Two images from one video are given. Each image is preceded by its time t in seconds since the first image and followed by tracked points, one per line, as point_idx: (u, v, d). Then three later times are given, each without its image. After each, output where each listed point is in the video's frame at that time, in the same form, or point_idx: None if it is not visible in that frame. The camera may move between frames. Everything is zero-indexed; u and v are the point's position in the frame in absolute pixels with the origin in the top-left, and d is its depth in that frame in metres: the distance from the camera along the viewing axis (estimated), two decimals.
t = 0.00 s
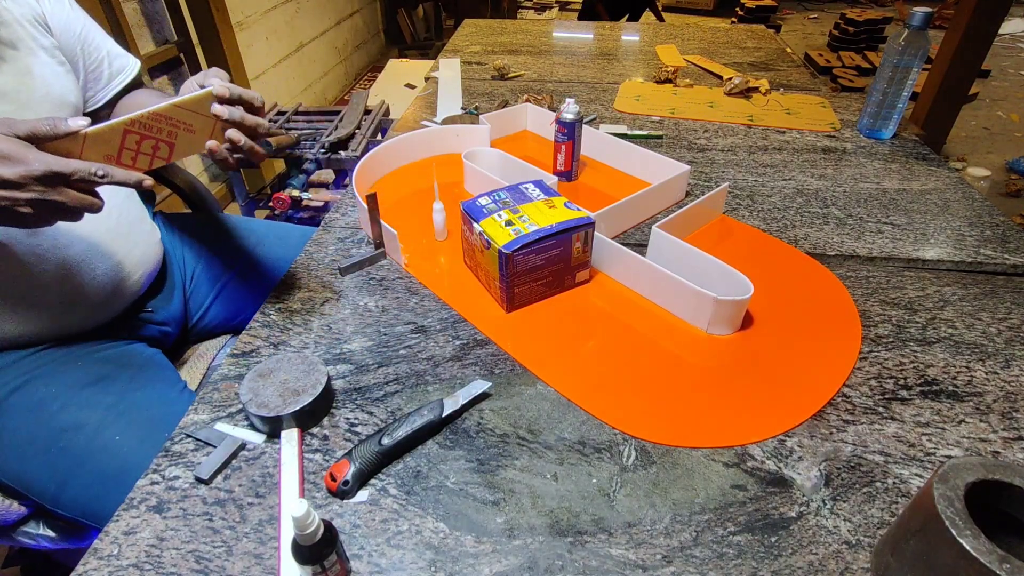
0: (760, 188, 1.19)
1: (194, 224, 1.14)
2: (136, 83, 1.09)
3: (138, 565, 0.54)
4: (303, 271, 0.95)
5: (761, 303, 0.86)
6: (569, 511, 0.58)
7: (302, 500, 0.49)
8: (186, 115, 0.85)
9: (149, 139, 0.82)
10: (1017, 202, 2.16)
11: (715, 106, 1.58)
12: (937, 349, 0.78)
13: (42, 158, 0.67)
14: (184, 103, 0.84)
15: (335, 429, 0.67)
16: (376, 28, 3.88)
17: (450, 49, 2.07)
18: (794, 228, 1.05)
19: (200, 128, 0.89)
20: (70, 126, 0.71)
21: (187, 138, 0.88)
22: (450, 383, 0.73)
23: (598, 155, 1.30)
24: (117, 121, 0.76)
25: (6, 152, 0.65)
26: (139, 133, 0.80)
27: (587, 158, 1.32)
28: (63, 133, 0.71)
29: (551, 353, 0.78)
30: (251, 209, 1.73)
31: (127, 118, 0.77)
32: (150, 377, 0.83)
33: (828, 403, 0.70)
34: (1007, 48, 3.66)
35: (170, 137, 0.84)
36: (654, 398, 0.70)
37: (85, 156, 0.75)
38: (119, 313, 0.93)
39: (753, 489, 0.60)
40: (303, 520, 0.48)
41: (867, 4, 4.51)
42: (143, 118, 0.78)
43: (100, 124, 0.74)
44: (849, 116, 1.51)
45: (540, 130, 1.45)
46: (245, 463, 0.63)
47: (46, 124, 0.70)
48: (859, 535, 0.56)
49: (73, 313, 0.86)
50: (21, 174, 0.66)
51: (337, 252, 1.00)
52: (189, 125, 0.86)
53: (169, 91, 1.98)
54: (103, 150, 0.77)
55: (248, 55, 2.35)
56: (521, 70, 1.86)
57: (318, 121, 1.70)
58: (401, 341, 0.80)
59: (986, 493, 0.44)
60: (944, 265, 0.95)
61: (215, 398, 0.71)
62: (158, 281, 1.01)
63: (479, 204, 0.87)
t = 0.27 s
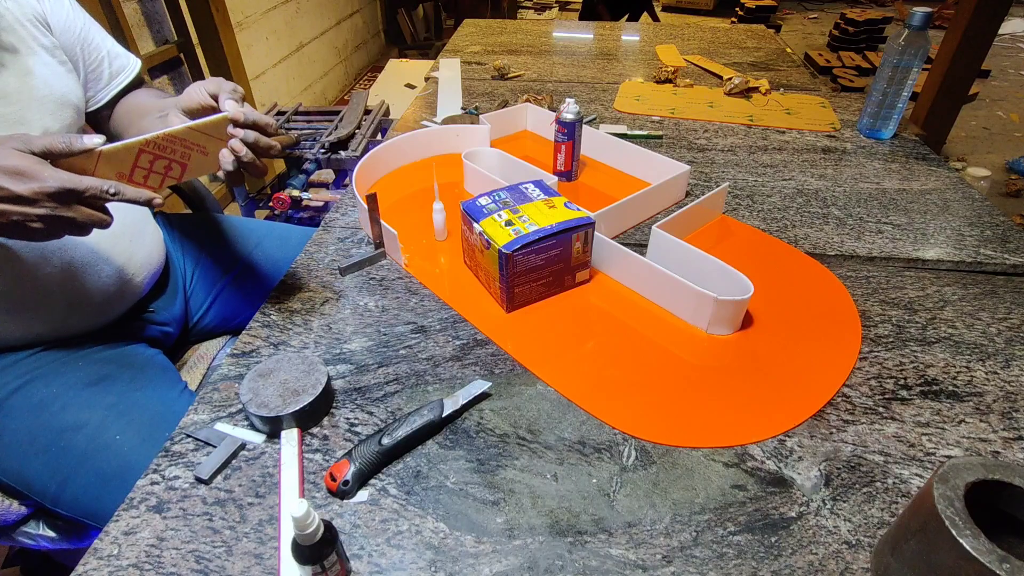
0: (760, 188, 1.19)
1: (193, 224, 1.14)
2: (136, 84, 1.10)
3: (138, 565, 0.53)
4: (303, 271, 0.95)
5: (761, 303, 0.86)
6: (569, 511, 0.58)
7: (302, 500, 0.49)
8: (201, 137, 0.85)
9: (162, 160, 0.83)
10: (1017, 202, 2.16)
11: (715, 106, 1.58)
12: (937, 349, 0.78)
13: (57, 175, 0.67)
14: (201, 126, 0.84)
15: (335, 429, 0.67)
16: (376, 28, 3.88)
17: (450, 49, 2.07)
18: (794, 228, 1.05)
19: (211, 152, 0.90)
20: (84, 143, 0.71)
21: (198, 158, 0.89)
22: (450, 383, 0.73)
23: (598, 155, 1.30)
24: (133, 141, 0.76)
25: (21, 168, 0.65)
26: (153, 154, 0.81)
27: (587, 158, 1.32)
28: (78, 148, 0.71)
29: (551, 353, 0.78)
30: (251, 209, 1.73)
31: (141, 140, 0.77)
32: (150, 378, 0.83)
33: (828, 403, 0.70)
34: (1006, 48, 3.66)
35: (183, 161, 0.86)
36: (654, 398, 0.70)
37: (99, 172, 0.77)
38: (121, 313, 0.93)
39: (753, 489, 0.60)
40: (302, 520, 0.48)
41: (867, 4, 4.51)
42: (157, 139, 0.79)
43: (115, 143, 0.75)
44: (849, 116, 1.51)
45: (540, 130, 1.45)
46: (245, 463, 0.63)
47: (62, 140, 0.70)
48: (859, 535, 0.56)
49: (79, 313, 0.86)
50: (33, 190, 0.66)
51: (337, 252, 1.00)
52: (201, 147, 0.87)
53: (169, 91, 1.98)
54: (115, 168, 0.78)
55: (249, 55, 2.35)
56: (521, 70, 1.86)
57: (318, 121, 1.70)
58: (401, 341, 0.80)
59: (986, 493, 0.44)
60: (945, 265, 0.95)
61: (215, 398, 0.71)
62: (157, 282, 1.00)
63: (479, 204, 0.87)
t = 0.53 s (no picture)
0: (760, 188, 1.19)
1: (193, 224, 1.14)
2: (137, 88, 1.10)
3: (138, 565, 0.53)
4: (303, 271, 0.95)
5: (760, 303, 0.86)
6: (569, 511, 0.58)
7: (302, 500, 0.49)
8: (204, 145, 0.80)
9: (160, 165, 0.76)
10: (1017, 202, 2.16)
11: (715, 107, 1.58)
12: (937, 349, 0.78)
13: (56, 185, 0.66)
14: (202, 134, 0.78)
15: (335, 429, 0.67)
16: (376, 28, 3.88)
17: (450, 49, 2.07)
18: (793, 228, 1.05)
19: (212, 155, 0.83)
20: (81, 150, 0.68)
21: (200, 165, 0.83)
22: (450, 383, 0.73)
23: (598, 155, 1.30)
24: (130, 147, 0.71)
25: (20, 181, 0.65)
26: (151, 160, 0.74)
27: (587, 158, 1.32)
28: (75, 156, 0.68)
29: (551, 353, 0.78)
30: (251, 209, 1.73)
31: (139, 146, 0.72)
32: (149, 378, 0.83)
33: (828, 403, 0.70)
34: (1006, 48, 3.66)
35: (183, 165, 0.79)
36: (653, 398, 0.70)
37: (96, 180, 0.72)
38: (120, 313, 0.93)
39: (753, 489, 0.60)
40: (302, 520, 0.48)
41: (867, 4, 4.51)
42: (156, 146, 0.73)
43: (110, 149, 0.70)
44: (849, 116, 1.51)
45: (540, 130, 1.45)
46: (245, 463, 0.63)
47: (57, 147, 0.68)
48: (859, 534, 0.56)
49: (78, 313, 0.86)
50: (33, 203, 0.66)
51: (337, 252, 1.00)
52: (203, 152, 0.81)
53: (169, 91, 1.98)
54: (111, 173, 0.73)
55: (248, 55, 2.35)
56: (521, 70, 1.86)
57: (318, 121, 1.70)
58: (401, 341, 0.80)
59: (986, 493, 0.44)
60: (944, 265, 0.95)
61: (215, 398, 0.71)
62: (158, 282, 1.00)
63: (479, 204, 0.87)
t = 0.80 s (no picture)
0: (760, 188, 1.19)
1: (193, 223, 1.13)
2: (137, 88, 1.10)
3: (138, 565, 0.53)
4: (303, 271, 0.95)
5: (760, 303, 0.86)
6: (569, 511, 0.58)
7: (302, 500, 0.49)
8: (207, 146, 0.80)
9: (166, 166, 0.77)
10: (1017, 202, 2.16)
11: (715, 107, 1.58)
12: (937, 349, 0.78)
13: (62, 192, 0.66)
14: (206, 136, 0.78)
15: (335, 429, 0.67)
16: (376, 28, 3.88)
17: (450, 49, 2.07)
18: (793, 228, 1.05)
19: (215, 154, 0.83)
20: (87, 154, 0.68)
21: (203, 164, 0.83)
22: (450, 383, 0.73)
23: (598, 155, 1.30)
24: (136, 153, 0.72)
25: (25, 188, 0.64)
26: (156, 162, 0.75)
27: (587, 158, 1.32)
28: (81, 161, 0.68)
29: (551, 353, 0.78)
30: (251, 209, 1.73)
31: (143, 150, 0.72)
32: (150, 378, 0.83)
33: (828, 403, 0.70)
34: (1006, 48, 3.67)
35: (187, 166, 0.80)
36: (653, 398, 0.70)
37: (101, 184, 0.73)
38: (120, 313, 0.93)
39: (753, 489, 0.60)
40: (302, 520, 0.48)
41: (867, 4, 4.51)
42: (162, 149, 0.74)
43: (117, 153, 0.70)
44: (849, 116, 1.51)
45: (540, 130, 1.45)
46: (245, 463, 0.63)
47: (64, 152, 0.67)
48: (859, 535, 0.56)
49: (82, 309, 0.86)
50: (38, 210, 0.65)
51: (337, 252, 1.00)
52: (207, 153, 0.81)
53: (169, 91, 1.98)
54: (117, 176, 0.73)
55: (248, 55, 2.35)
56: (521, 70, 1.86)
57: (318, 121, 1.70)
58: (401, 341, 0.80)
59: (986, 493, 0.44)
60: (945, 265, 0.95)
61: (215, 398, 0.71)
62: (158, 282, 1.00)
63: (479, 204, 0.87)
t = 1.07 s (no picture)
0: (760, 188, 1.19)
1: (193, 224, 1.13)
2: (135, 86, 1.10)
3: (138, 565, 0.53)
4: (303, 271, 0.95)
5: (760, 303, 0.86)
6: (569, 511, 0.58)
7: (302, 500, 0.49)
8: (219, 163, 0.75)
9: (176, 183, 0.75)
10: (1017, 203, 2.16)
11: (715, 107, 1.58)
12: (937, 349, 0.78)
13: (70, 211, 0.66)
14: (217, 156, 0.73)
15: (335, 429, 0.67)
16: (375, 28, 3.88)
17: (450, 49, 2.07)
18: (793, 228, 1.05)
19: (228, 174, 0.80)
20: (97, 174, 0.67)
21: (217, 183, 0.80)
22: (450, 383, 0.73)
23: (598, 155, 1.30)
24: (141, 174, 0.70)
25: (33, 207, 0.64)
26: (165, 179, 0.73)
27: (587, 158, 1.32)
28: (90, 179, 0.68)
29: (551, 353, 0.78)
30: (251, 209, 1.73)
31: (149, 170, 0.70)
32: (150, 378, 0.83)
33: (828, 403, 0.70)
34: (1007, 48, 3.67)
35: (196, 183, 0.78)
36: (653, 398, 0.70)
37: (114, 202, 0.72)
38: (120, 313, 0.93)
39: (753, 489, 0.60)
40: (302, 520, 0.48)
41: (867, 4, 4.51)
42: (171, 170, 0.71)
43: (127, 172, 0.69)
44: (849, 116, 1.51)
45: (540, 130, 1.45)
46: (245, 463, 0.63)
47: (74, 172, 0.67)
48: (859, 535, 0.56)
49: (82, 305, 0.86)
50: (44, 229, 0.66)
51: (337, 252, 1.00)
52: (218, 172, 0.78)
53: (170, 91, 1.98)
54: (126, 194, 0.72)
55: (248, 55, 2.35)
56: (521, 70, 1.86)
57: (318, 121, 1.70)
58: (401, 341, 0.80)
59: (986, 493, 0.44)
60: (945, 265, 0.95)
61: (215, 398, 0.71)
62: (158, 283, 1.00)
63: (479, 204, 0.87)
